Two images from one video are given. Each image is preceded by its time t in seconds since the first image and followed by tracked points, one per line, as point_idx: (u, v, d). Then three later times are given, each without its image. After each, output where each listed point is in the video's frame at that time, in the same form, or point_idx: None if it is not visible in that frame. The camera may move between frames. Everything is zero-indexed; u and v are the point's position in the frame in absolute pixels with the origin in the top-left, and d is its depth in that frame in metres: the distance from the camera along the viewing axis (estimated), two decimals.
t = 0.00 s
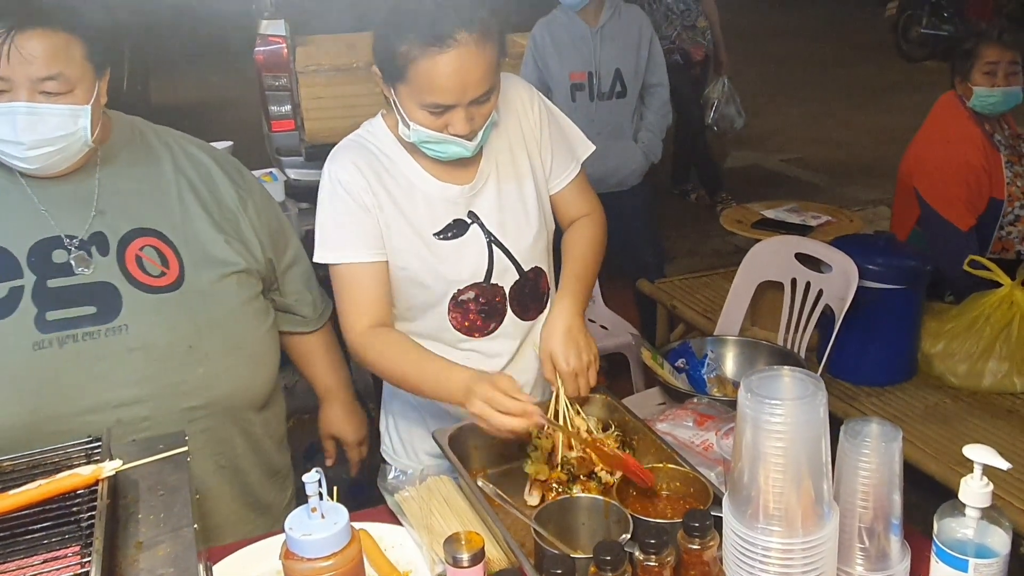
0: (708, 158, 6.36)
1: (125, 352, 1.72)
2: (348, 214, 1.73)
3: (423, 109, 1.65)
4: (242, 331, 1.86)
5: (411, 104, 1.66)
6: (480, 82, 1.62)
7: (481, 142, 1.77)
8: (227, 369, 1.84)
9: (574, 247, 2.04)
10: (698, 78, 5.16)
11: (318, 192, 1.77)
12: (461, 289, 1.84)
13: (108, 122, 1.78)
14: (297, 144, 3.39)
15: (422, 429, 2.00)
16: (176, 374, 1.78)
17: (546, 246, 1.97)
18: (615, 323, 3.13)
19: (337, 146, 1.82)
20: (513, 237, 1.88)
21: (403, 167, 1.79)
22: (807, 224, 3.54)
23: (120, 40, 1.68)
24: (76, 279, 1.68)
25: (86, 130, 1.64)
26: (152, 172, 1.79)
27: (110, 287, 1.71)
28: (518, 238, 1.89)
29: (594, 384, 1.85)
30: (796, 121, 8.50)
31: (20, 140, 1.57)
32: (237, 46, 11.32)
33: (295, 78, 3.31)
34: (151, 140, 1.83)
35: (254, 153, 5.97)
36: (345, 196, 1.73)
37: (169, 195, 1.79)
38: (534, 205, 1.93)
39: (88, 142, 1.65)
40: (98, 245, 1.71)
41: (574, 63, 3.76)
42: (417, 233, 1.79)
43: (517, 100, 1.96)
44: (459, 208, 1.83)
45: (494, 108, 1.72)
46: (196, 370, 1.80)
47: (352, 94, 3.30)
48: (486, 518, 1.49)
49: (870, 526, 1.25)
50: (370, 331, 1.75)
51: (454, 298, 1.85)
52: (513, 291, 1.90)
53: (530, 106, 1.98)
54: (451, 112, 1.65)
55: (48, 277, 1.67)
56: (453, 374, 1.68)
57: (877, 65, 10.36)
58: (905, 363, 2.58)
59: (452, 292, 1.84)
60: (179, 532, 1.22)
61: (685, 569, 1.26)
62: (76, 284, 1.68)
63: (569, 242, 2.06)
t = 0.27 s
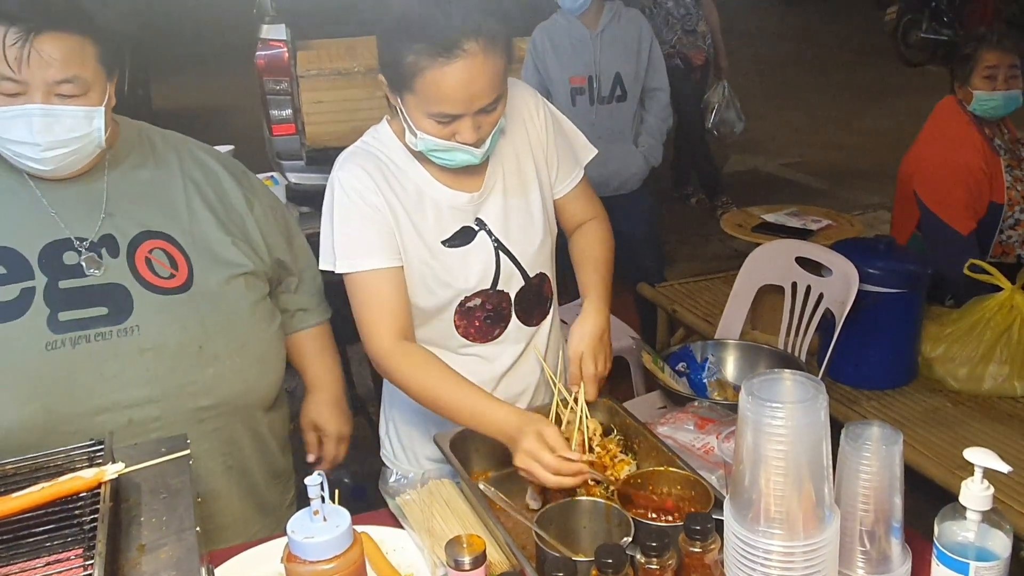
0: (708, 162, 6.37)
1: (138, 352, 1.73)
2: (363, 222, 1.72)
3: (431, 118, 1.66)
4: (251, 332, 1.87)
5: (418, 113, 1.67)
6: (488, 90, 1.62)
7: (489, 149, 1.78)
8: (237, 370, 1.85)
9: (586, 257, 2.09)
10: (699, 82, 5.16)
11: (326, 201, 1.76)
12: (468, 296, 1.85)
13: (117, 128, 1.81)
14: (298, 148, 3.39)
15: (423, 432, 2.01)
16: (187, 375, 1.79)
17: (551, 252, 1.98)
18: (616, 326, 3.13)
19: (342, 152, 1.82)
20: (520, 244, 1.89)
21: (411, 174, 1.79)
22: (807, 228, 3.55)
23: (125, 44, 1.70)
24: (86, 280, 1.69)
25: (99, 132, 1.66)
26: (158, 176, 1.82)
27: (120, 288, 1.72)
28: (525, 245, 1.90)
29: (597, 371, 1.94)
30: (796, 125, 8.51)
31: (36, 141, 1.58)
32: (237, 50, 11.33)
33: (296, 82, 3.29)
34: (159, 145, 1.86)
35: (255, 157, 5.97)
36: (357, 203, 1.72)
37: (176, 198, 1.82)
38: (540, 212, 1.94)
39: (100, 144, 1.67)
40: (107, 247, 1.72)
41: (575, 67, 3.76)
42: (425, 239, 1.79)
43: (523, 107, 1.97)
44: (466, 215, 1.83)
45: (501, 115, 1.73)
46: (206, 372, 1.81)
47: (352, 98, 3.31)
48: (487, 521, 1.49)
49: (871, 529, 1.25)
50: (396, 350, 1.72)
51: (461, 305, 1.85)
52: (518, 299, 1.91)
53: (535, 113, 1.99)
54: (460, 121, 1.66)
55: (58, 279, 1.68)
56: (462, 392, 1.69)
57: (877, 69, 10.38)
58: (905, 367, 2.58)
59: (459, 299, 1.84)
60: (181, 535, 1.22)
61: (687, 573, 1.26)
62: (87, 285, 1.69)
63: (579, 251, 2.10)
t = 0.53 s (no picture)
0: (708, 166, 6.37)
1: (111, 361, 1.73)
2: (363, 222, 1.73)
3: (445, 119, 1.66)
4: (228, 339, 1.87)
5: (432, 114, 1.67)
6: (505, 93, 1.62)
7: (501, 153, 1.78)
8: (210, 378, 1.85)
9: (589, 264, 2.10)
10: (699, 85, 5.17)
11: (329, 201, 1.77)
12: (471, 298, 1.85)
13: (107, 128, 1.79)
14: (299, 152, 3.41)
15: (424, 434, 2.01)
16: (158, 383, 1.79)
17: (558, 258, 1.98)
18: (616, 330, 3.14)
19: (351, 151, 1.82)
20: (525, 248, 1.89)
21: (418, 176, 1.80)
22: (807, 231, 3.55)
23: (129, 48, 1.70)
24: (66, 286, 1.68)
25: (102, 132, 1.65)
26: (143, 180, 1.80)
27: (100, 295, 1.71)
28: (531, 251, 1.90)
29: (602, 383, 1.87)
30: (795, 129, 8.53)
31: (44, 141, 1.58)
32: (237, 54, 11.34)
33: (297, 86, 3.33)
34: (144, 143, 1.84)
35: (255, 161, 5.98)
36: (356, 204, 1.74)
37: (159, 203, 1.80)
38: (548, 216, 1.93)
39: (103, 144, 1.67)
40: (90, 252, 1.71)
41: (576, 71, 3.77)
42: (427, 241, 1.80)
43: (535, 113, 1.97)
44: (472, 218, 1.84)
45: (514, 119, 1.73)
46: (180, 379, 1.82)
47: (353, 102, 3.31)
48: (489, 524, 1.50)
49: (871, 532, 1.26)
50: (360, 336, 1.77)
51: (463, 308, 1.86)
52: (522, 305, 1.91)
53: (547, 119, 1.99)
54: (474, 124, 1.66)
55: (38, 284, 1.66)
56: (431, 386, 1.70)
57: (876, 73, 10.39)
58: (906, 370, 2.58)
59: (461, 302, 1.85)
60: (184, 537, 1.22)
61: None
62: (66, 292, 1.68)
63: (583, 258, 2.11)
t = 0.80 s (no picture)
0: (709, 168, 6.39)
1: (60, 376, 1.66)
2: (360, 220, 1.75)
3: (450, 117, 1.67)
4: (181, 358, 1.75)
5: (437, 112, 1.68)
6: (510, 92, 1.63)
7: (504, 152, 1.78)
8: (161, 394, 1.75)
9: (592, 267, 2.10)
10: (700, 87, 5.18)
11: (331, 197, 1.79)
12: (470, 297, 1.86)
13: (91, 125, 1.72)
14: (300, 154, 3.46)
15: (425, 435, 2.01)
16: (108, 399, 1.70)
17: (561, 260, 1.98)
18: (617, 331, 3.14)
19: (357, 148, 1.84)
20: (527, 249, 1.89)
21: (420, 174, 1.80)
22: (808, 233, 3.56)
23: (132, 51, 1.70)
24: (24, 293, 1.61)
25: (87, 130, 1.61)
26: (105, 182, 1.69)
27: (55, 303, 1.63)
28: (533, 252, 1.90)
29: (605, 386, 1.87)
30: (796, 131, 8.53)
31: (27, 140, 1.54)
32: (239, 56, 11.36)
33: (298, 87, 3.35)
34: (113, 140, 1.74)
35: (257, 163, 5.99)
36: (355, 202, 1.75)
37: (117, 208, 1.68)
38: (551, 218, 1.93)
39: (88, 143, 1.62)
40: (51, 257, 1.63)
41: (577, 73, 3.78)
42: (427, 240, 1.81)
43: (542, 113, 1.97)
44: (474, 217, 1.84)
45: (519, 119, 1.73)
46: (127, 395, 1.72)
47: (354, 104, 3.31)
48: (490, 525, 1.50)
49: (872, 533, 1.26)
50: (359, 330, 1.80)
51: (462, 306, 1.86)
52: (523, 306, 1.91)
53: (555, 121, 1.99)
54: (479, 122, 1.66)
55: None
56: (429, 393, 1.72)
57: (876, 75, 10.41)
58: (906, 372, 2.58)
59: (460, 300, 1.86)
60: (187, 539, 1.22)
61: None
62: (25, 300, 1.61)
63: (586, 262, 2.12)
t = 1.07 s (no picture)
0: (709, 170, 6.39)
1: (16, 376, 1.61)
2: (363, 215, 1.76)
3: (454, 114, 1.67)
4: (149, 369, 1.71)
5: (441, 109, 1.68)
6: (513, 90, 1.63)
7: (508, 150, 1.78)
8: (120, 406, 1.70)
9: (599, 268, 2.10)
10: (701, 89, 5.18)
11: (337, 192, 1.80)
12: (471, 294, 1.86)
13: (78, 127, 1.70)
14: (302, 156, 3.45)
15: (427, 436, 2.01)
16: (58, 406, 1.65)
17: (565, 260, 1.98)
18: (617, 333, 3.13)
19: (364, 144, 1.85)
20: (530, 248, 1.89)
21: (424, 171, 1.81)
22: (809, 236, 3.56)
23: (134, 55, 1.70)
24: None
25: (70, 134, 1.60)
26: (82, 186, 1.67)
27: (20, 306, 1.60)
28: (536, 250, 1.90)
29: (609, 387, 1.87)
30: (797, 133, 8.54)
31: (8, 147, 1.55)
32: (239, 58, 11.36)
33: (301, 90, 3.34)
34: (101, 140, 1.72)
35: (257, 164, 5.98)
36: (359, 198, 1.76)
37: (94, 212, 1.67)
38: (555, 217, 1.93)
39: (72, 148, 1.62)
40: (22, 261, 1.61)
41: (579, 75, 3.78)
42: (431, 237, 1.82)
43: (548, 113, 1.97)
44: (478, 215, 1.84)
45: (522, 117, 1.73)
46: (81, 403, 1.66)
47: (355, 106, 3.31)
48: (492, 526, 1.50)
49: (874, 534, 1.26)
50: (360, 323, 1.80)
51: (464, 303, 1.86)
52: (525, 304, 1.91)
53: (561, 121, 2.00)
54: (482, 119, 1.66)
55: None
56: (442, 374, 1.73)
57: (877, 77, 10.41)
58: (907, 374, 2.58)
59: (461, 297, 1.86)
60: (189, 540, 1.23)
61: None
62: None
63: (593, 262, 2.11)
